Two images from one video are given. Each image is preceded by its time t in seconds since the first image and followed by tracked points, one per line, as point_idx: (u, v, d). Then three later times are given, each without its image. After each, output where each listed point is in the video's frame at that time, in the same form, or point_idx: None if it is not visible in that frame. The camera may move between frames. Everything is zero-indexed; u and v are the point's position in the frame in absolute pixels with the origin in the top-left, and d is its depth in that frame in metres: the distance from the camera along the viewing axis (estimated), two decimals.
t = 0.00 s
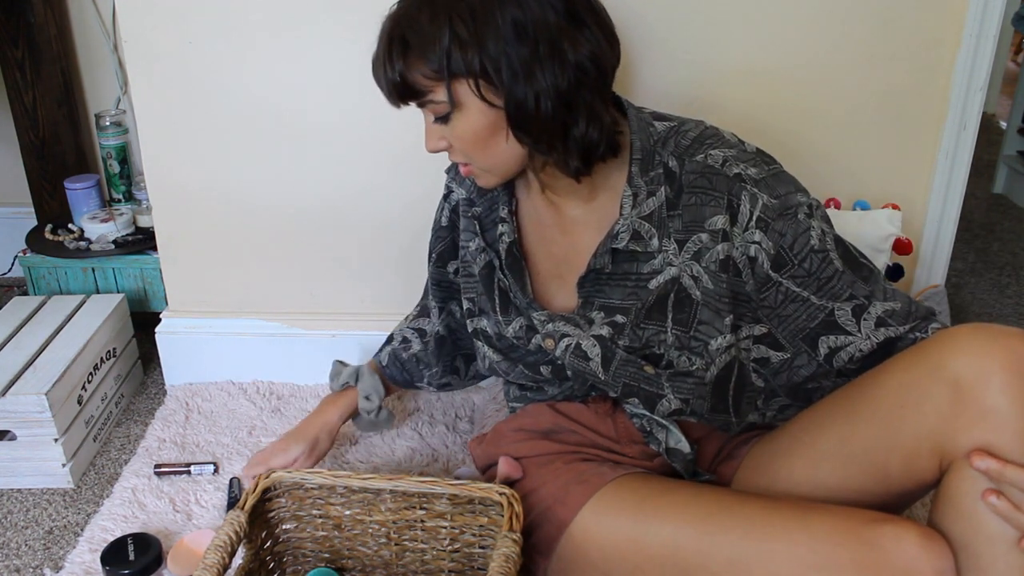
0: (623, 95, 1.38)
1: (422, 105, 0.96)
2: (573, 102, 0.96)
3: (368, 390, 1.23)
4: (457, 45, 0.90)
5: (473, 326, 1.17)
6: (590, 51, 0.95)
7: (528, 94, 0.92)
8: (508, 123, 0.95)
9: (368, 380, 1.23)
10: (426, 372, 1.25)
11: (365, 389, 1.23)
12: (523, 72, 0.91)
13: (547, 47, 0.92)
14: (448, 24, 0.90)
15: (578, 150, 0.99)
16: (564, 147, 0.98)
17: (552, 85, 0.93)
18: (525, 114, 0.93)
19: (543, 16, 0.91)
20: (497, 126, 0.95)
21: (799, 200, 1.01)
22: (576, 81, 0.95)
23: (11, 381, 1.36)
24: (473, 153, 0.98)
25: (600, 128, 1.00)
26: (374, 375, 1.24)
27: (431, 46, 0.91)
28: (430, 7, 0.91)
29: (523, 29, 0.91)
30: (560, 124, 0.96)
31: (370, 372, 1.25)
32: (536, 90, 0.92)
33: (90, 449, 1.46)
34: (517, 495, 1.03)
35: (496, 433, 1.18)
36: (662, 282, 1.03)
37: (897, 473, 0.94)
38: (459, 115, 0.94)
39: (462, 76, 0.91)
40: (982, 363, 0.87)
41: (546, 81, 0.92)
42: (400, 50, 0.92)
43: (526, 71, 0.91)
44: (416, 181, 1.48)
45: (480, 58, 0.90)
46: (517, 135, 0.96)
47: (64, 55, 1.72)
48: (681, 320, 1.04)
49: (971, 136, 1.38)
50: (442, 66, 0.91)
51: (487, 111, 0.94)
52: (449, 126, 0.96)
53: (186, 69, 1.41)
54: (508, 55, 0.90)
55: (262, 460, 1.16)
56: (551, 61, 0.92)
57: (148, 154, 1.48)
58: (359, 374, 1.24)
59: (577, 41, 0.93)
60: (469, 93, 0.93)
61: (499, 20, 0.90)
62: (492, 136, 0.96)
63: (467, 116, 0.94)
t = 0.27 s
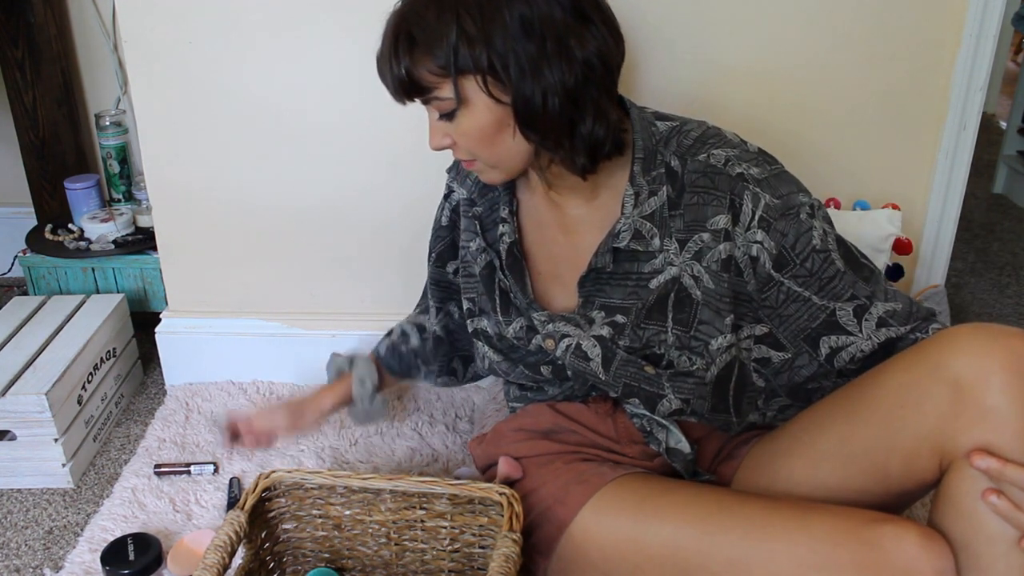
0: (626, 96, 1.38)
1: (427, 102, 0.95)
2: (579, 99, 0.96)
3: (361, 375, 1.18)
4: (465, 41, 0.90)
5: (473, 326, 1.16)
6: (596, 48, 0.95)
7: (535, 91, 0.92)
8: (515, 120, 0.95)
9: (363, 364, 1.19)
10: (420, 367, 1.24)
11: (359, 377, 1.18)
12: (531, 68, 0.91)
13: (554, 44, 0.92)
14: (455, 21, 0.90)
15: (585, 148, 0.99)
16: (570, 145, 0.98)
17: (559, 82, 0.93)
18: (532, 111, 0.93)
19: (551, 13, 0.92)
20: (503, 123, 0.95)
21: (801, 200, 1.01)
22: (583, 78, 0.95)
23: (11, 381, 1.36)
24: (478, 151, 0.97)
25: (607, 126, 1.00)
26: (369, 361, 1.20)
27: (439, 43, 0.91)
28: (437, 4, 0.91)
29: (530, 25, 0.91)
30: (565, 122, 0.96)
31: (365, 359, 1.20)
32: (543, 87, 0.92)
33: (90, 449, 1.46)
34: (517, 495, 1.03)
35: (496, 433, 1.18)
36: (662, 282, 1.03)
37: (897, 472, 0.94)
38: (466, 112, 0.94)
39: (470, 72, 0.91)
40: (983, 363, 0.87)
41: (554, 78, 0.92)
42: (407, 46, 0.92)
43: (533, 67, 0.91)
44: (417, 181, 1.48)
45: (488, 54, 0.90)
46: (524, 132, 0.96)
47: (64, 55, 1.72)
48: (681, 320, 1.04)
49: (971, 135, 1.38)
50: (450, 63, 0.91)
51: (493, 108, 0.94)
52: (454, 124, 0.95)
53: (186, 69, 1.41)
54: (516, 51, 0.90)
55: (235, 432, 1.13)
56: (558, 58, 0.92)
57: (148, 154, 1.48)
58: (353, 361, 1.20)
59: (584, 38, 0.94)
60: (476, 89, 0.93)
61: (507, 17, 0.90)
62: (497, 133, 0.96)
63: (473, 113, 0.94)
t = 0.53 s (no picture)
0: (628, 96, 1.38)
1: (428, 101, 0.95)
2: (580, 95, 0.96)
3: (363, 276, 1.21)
4: (467, 37, 0.90)
5: (473, 325, 1.16)
6: (596, 44, 0.95)
7: (537, 87, 0.92)
8: (517, 116, 0.95)
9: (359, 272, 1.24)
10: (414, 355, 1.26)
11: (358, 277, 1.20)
12: (533, 64, 0.91)
13: (556, 40, 0.92)
14: (456, 16, 0.90)
15: (585, 145, 1.00)
16: (571, 141, 0.99)
17: (561, 77, 0.93)
18: (535, 106, 0.93)
19: (550, 8, 0.92)
20: (504, 119, 0.95)
21: (801, 200, 1.01)
22: (583, 74, 0.95)
23: (11, 381, 1.36)
24: (479, 149, 0.97)
25: (606, 122, 1.00)
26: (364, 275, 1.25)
27: (440, 38, 0.90)
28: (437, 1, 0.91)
29: (531, 21, 0.91)
30: (566, 119, 0.96)
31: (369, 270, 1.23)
32: (545, 82, 0.93)
33: (90, 449, 1.46)
34: (517, 495, 1.03)
35: (496, 433, 1.18)
36: (661, 282, 1.03)
37: (897, 472, 0.94)
38: (466, 108, 0.94)
39: (472, 67, 0.91)
40: (981, 363, 0.87)
41: (556, 73, 0.93)
42: (407, 43, 0.92)
43: (535, 62, 0.92)
44: (417, 180, 1.48)
45: (490, 50, 0.90)
46: (527, 128, 0.96)
47: (64, 55, 1.72)
48: (680, 320, 1.04)
49: (971, 135, 1.38)
50: (451, 58, 0.91)
51: (496, 104, 0.94)
52: (455, 122, 0.95)
53: (186, 69, 1.41)
54: (517, 47, 0.91)
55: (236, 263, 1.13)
56: (559, 53, 0.93)
57: (148, 154, 1.48)
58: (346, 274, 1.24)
59: (583, 34, 0.94)
60: (478, 85, 0.92)
61: (507, 13, 0.90)
62: (498, 129, 0.96)
63: (475, 110, 0.94)
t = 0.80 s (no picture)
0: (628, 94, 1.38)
1: (433, 99, 0.96)
2: (586, 92, 0.96)
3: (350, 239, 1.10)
4: (471, 35, 0.90)
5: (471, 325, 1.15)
6: (602, 41, 0.95)
7: (542, 85, 0.92)
8: (522, 115, 0.95)
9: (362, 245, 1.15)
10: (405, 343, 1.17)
11: (347, 239, 1.10)
12: (536, 63, 0.91)
13: (560, 37, 0.91)
14: (460, 15, 0.90)
15: (590, 141, 1.00)
16: (576, 139, 0.98)
17: (565, 75, 0.93)
18: (539, 105, 0.93)
19: (555, 6, 0.91)
20: (509, 117, 0.95)
21: (803, 200, 1.01)
22: (589, 72, 0.95)
23: (11, 381, 1.36)
24: (484, 148, 0.97)
25: (611, 121, 1.00)
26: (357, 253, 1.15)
27: (444, 37, 0.90)
28: None
29: (536, 20, 0.90)
30: (570, 118, 0.96)
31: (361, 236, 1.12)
32: (549, 80, 0.92)
33: (90, 449, 1.46)
34: (517, 495, 1.03)
35: (497, 433, 1.18)
36: (662, 282, 1.03)
37: (898, 473, 0.94)
38: (471, 108, 0.94)
39: (476, 66, 0.91)
40: (982, 362, 0.87)
41: (561, 71, 0.92)
42: (411, 42, 0.92)
43: (539, 61, 0.91)
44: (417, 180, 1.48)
45: (494, 48, 0.90)
46: (531, 127, 0.95)
47: (64, 55, 1.72)
48: (681, 320, 1.03)
49: (970, 136, 1.38)
50: (455, 57, 0.91)
51: (501, 102, 0.94)
52: (460, 120, 0.95)
53: (186, 68, 1.41)
54: (521, 45, 0.90)
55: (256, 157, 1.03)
56: (564, 51, 0.92)
57: (148, 154, 1.48)
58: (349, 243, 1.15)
59: (588, 32, 0.93)
60: (482, 84, 0.93)
61: (511, 11, 0.90)
62: (504, 127, 0.96)
63: (480, 109, 0.94)
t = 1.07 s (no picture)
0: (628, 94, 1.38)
1: (432, 104, 0.96)
2: (584, 98, 0.96)
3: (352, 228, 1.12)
4: (468, 43, 0.90)
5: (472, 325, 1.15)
6: (600, 47, 0.95)
7: (539, 91, 0.92)
8: (520, 121, 0.95)
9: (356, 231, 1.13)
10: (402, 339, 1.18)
11: (347, 229, 1.11)
12: (534, 69, 0.91)
13: (557, 43, 0.92)
14: (458, 22, 0.90)
15: (589, 147, 0.99)
16: (574, 144, 0.98)
17: (562, 82, 0.93)
18: (536, 111, 0.93)
19: (553, 13, 0.91)
20: (507, 124, 0.95)
21: (803, 200, 1.01)
22: (587, 78, 0.95)
23: (11, 381, 1.36)
24: (483, 152, 0.97)
25: (610, 126, 1.00)
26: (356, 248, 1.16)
27: (441, 44, 0.91)
28: (439, 5, 0.91)
29: (533, 26, 0.90)
30: (568, 123, 0.96)
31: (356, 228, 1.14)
32: (547, 86, 0.92)
33: (90, 449, 1.46)
34: (517, 495, 1.03)
35: (497, 433, 1.18)
36: (663, 283, 1.03)
37: (898, 473, 0.94)
38: (469, 114, 0.94)
39: (473, 73, 0.91)
40: (983, 363, 0.87)
41: (557, 78, 0.92)
42: (410, 48, 0.92)
43: (536, 67, 0.91)
44: (417, 181, 1.48)
45: (492, 56, 0.90)
46: (529, 133, 0.96)
47: (64, 55, 1.72)
48: (681, 320, 1.03)
49: (971, 136, 1.38)
50: (452, 64, 0.91)
51: (498, 109, 0.94)
52: (459, 125, 0.96)
53: (186, 68, 1.41)
54: (519, 52, 0.90)
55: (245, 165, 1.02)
56: (562, 58, 0.92)
57: (148, 154, 1.48)
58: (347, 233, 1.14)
59: (587, 38, 0.93)
60: (480, 91, 0.93)
61: (509, 17, 0.90)
62: (502, 133, 0.96)
63: (478, 115, 0.94)
